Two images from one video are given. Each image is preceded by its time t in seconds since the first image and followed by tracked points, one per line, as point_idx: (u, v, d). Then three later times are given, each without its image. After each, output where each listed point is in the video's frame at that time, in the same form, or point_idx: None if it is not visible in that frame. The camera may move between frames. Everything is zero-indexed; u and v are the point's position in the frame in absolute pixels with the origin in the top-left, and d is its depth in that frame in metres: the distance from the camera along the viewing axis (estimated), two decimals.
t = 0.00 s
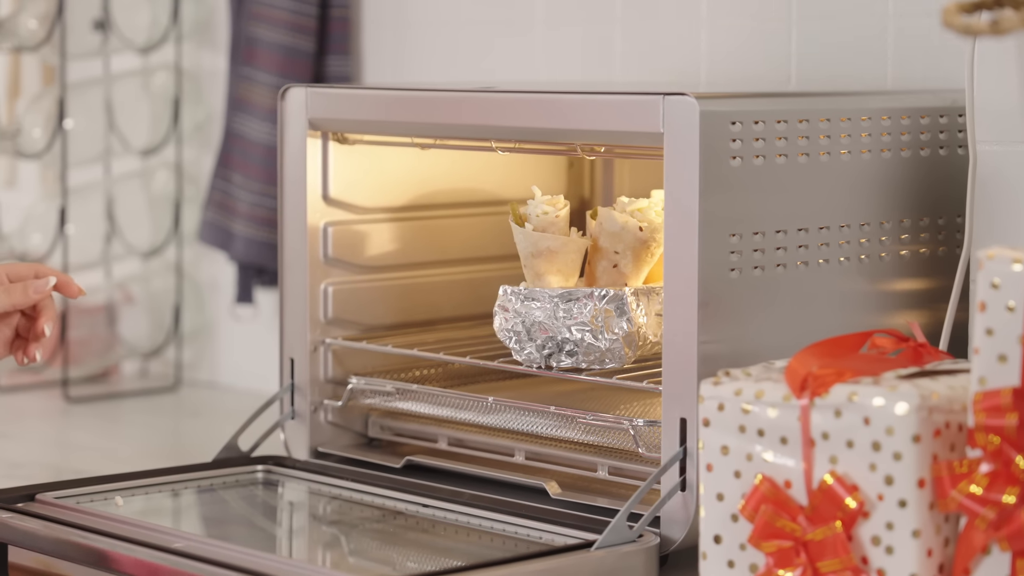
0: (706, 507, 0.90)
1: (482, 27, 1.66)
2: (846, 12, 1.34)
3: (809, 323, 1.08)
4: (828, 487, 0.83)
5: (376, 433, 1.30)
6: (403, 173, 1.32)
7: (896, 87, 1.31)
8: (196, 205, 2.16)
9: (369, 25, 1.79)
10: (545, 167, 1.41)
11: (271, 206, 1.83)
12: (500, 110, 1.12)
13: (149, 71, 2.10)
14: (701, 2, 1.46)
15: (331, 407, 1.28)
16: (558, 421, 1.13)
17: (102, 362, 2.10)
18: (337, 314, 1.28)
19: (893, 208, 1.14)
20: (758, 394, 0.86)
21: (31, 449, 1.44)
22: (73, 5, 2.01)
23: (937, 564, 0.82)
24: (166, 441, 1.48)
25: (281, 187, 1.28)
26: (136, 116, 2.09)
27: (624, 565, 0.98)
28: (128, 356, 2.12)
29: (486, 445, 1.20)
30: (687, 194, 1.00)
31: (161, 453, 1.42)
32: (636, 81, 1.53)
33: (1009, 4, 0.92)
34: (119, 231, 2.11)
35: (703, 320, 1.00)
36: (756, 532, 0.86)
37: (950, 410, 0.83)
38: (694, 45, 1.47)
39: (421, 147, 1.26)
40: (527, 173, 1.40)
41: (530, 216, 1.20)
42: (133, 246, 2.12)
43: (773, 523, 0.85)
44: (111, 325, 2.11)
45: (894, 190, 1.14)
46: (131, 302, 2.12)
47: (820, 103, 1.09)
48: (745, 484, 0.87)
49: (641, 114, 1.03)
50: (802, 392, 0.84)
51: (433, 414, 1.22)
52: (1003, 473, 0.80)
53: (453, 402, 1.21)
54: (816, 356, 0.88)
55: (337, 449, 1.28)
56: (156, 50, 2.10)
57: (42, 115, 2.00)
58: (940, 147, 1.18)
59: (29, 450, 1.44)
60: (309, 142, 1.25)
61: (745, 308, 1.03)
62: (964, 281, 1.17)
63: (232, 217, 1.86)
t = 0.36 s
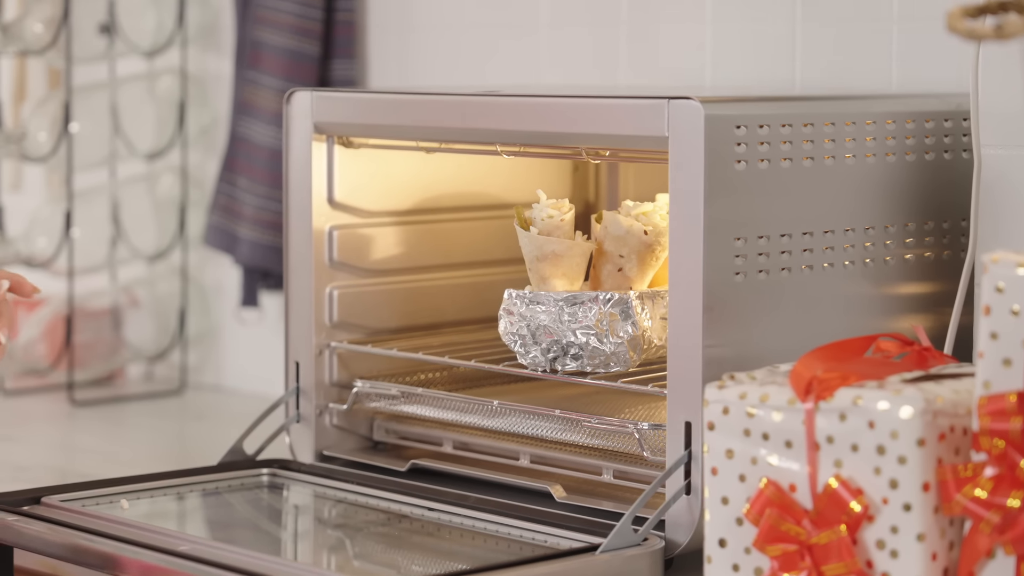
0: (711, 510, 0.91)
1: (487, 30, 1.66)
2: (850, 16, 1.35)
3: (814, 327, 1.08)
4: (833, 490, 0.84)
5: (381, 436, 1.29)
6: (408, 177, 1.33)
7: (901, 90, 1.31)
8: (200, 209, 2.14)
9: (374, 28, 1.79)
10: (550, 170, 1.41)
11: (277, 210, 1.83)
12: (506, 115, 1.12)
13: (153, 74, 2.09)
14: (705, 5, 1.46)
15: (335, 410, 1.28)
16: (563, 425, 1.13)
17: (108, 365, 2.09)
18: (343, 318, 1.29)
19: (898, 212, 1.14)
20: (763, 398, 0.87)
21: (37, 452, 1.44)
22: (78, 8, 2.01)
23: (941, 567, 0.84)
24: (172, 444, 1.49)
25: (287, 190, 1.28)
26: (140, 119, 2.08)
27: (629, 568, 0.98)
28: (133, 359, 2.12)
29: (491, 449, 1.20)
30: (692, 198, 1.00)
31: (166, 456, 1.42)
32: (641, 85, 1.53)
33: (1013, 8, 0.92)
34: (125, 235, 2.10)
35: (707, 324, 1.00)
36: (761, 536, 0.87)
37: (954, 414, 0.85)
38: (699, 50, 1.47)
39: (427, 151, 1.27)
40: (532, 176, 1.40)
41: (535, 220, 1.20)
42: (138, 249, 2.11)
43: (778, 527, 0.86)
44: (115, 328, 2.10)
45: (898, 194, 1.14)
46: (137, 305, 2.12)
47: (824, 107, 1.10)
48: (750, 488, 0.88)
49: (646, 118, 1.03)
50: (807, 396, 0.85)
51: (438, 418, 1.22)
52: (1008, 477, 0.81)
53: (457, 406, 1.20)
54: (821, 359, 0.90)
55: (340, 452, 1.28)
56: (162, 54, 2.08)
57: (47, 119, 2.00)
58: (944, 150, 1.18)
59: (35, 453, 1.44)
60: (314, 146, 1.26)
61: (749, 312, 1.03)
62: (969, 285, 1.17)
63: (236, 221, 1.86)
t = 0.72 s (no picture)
0: (716, 511, 0.92)
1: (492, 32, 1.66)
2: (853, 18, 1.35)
3: (818, 327, 1.09)
4: (837, 490, 0.86)
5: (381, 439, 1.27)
6: (413, 177, 1.33)
7: (905, 91, 1.31)
8: (205, 210, 2.07)
9: (380, 30, 1.79)
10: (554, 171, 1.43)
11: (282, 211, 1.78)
12: (510, 116, 1.12)
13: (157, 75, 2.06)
14: (709, 6, 1.47)
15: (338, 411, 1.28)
16: (568, 424, 1.14)
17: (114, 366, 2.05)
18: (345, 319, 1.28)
19: (902, 213, 1.14)
20: (767, 398, 0.88)
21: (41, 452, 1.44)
22: (83, 8, 1.98)
23: (946, 567, 0.86)
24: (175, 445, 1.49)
25: (291, 189, 1.27)
26: (145, 120, 2.04)
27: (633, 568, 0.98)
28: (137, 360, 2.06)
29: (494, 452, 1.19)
30: (697, 199, 1.00)
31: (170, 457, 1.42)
32: (644, 87, 1.53)
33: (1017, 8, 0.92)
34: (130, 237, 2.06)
35: (711, 324, 1.01)
36: (765, 536, 0.88)
37: (959, 414, 0.86)
38: (702, 52, 1.48)
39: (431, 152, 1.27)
40: (536, 177, 1.41)
41: (539, 221, 1.20)
42: (144, 250, 2.06)
43: (782, 527, 0.88)
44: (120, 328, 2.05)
45: (902, 196, 1.14)
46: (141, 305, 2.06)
47: (828, 108, 1.10)
48: (754, 488, 0.90)
49: (651, 119, 1.03)
50: (811, 396, 0.87)
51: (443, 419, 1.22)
52: (1012, 477, 0.83)
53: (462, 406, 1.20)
54: (824, 360, 0.92)
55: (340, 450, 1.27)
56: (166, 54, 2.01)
57: (52, 120, 1.98)
58: (949, 151, 1.18)
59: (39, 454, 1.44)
60: (318, 146, 1.25)
61: (755, 313, 1.04)
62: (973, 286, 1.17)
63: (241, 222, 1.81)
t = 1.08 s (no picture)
0: (719, 511, 0.94)
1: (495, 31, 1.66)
2: (857, 17, 1.35)
3: (822, 328, 1.09)
4: (840, 490, 0.87)
5: (383, 438, 1.23)
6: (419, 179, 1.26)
7: (908, 91, 1.31)
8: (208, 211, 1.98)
9: (383, 31, 1.77)
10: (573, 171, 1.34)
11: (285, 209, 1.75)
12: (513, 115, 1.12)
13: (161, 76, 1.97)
14: (713, 6, 1.46)
15: (338, 411, 1.26)
16: (567, 425, 1.13)
17: (114, 367, 1.96)
18: (345, 321, 1.26)
19: (905, 213, 1.14)
20: (770, 398, 0.90)
21: (44, 452, 1.45)
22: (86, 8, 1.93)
23: (948, 566, 0.86)
24: (179, 445, 1.49)
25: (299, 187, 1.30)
26: (148, 121, 1.99)
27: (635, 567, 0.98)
28: (141, 360, 1.98)
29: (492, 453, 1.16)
30: (701, 199, 1.00)
31: (173, 457, 1.43)
32: (647, 87, 1.52)
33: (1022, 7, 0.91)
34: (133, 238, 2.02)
35: (714, 324, 1.01)
36: (768, 535, 0.90)
37: (961, 414, 0.87)
38: (706, 51, 1.47)
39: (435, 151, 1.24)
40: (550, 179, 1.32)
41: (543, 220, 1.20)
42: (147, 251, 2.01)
43: (785, 526, 0.89)
44: (123, 330, 1.97)
45: (905, 196, 1.14)
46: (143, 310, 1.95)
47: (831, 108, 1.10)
48: (757, 487, 0.91)
49: (653, 119, 1.03)
50: (814, 395, 0.88)
51: (441, 418, 1.21)
52: (1015, 476, 0.83)
53: (462, 404, 1.20)
54: (828, 360, 0.92)
55: (336, 443, 1.25)
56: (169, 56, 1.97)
57: (55, 120, 1.93)
58: (952, 150, 1.18)
59: (42, 453, 1.44)
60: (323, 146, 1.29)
61: (758, 314, 1.04)
62: (976, 286, 1.17)
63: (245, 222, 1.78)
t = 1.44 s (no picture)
0: (719, 513, 0.94)
1: (496, 32, 1.66)
2: (858, 19, 1.34)
3: (822, 330, 1.09)
4: (840, 492, 0.87)
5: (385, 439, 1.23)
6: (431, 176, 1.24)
7: (909, 92, 1.31)
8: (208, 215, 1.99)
9: (385, 32, 1.77)
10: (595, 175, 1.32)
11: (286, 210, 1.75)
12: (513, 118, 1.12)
13: (163, 78, 1.96)
14: (714, 8, 1.46)
15: (339, 413, 1.26)
16: (567, 426, 1.14)
17: (117, 369, 1.96)
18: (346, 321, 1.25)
19: (906, 214, 1.14)
20: (770, 400, 0.90)
21: (47, 454, 1.45)
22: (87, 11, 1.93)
23: (948, 568, 0.87)
24: (182, 446, 1.49)
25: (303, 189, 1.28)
26: (150, 123, 1.97)
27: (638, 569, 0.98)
28: (143, 362, 1.98)
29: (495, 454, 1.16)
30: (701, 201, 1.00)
31: (175, 459, 1.43)
32: (648, 89, 1.52)
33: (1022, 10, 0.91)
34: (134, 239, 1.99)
35: (714, 326, 1.02)
36: (768, 537, 0.90)
37: (961, 415, 0.87)
38: (707, 52, 1.47)
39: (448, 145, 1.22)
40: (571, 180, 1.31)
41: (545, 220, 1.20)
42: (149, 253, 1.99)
43: (785, 529, 0.89)
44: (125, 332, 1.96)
45: (906, 197, 1.14)
46: (145, 308, 1.97)
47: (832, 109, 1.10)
48: (757, 490, 0.92)
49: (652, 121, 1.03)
50: (814, 397, 0.89)
51: (444, 419, 1.21)
52: (1015, 479, 0.83)
53: (464, 404, 1.20)
54: (827, 361, 0.93)
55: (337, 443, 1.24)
56: (170, 58, 1.97)
57: (57, 122, 1.94)
58: (953, 152, 1.18)
59: (45, 455, 1.45)
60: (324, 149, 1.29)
61: (758, 315, 1.04)
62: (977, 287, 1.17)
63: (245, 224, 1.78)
